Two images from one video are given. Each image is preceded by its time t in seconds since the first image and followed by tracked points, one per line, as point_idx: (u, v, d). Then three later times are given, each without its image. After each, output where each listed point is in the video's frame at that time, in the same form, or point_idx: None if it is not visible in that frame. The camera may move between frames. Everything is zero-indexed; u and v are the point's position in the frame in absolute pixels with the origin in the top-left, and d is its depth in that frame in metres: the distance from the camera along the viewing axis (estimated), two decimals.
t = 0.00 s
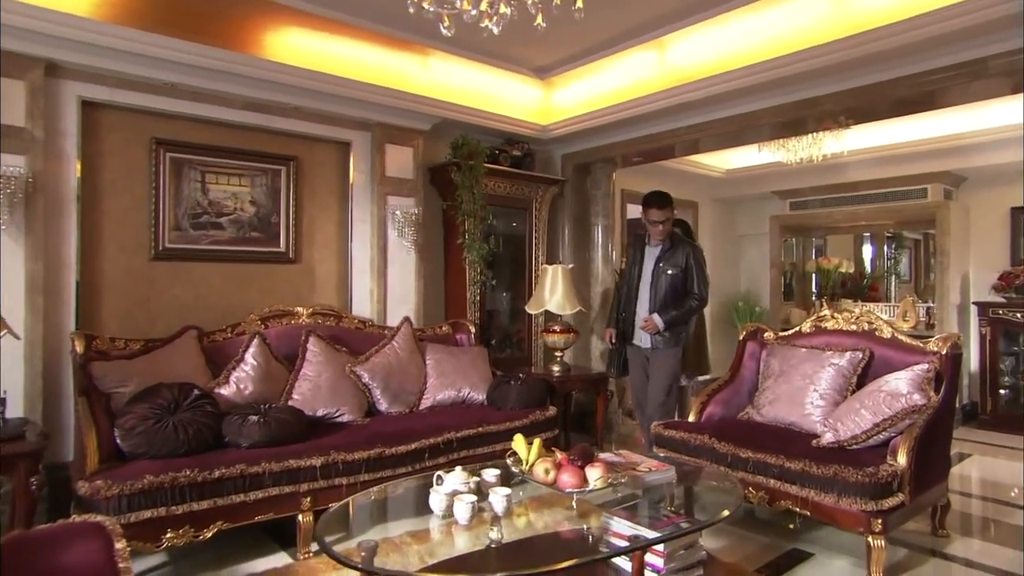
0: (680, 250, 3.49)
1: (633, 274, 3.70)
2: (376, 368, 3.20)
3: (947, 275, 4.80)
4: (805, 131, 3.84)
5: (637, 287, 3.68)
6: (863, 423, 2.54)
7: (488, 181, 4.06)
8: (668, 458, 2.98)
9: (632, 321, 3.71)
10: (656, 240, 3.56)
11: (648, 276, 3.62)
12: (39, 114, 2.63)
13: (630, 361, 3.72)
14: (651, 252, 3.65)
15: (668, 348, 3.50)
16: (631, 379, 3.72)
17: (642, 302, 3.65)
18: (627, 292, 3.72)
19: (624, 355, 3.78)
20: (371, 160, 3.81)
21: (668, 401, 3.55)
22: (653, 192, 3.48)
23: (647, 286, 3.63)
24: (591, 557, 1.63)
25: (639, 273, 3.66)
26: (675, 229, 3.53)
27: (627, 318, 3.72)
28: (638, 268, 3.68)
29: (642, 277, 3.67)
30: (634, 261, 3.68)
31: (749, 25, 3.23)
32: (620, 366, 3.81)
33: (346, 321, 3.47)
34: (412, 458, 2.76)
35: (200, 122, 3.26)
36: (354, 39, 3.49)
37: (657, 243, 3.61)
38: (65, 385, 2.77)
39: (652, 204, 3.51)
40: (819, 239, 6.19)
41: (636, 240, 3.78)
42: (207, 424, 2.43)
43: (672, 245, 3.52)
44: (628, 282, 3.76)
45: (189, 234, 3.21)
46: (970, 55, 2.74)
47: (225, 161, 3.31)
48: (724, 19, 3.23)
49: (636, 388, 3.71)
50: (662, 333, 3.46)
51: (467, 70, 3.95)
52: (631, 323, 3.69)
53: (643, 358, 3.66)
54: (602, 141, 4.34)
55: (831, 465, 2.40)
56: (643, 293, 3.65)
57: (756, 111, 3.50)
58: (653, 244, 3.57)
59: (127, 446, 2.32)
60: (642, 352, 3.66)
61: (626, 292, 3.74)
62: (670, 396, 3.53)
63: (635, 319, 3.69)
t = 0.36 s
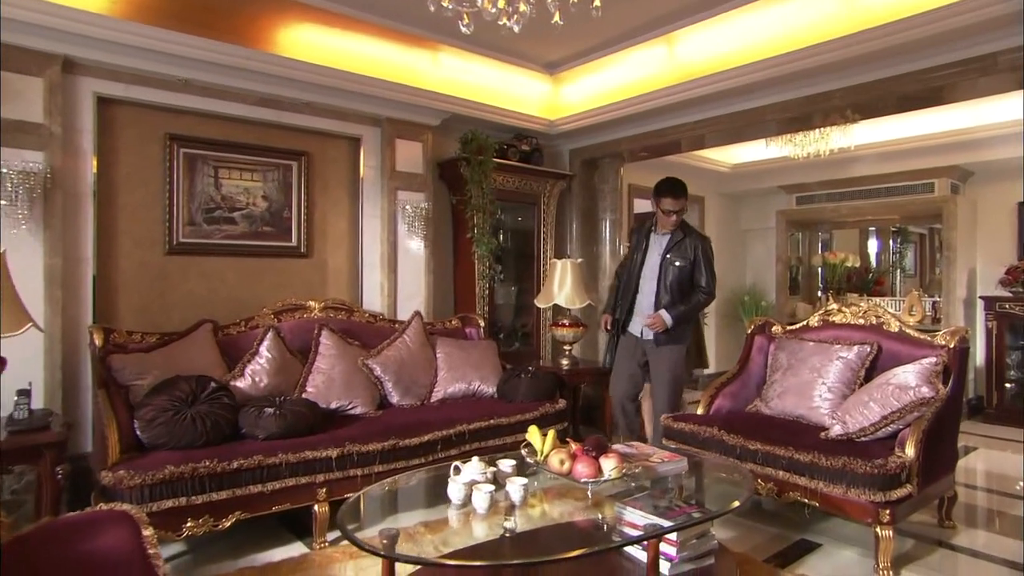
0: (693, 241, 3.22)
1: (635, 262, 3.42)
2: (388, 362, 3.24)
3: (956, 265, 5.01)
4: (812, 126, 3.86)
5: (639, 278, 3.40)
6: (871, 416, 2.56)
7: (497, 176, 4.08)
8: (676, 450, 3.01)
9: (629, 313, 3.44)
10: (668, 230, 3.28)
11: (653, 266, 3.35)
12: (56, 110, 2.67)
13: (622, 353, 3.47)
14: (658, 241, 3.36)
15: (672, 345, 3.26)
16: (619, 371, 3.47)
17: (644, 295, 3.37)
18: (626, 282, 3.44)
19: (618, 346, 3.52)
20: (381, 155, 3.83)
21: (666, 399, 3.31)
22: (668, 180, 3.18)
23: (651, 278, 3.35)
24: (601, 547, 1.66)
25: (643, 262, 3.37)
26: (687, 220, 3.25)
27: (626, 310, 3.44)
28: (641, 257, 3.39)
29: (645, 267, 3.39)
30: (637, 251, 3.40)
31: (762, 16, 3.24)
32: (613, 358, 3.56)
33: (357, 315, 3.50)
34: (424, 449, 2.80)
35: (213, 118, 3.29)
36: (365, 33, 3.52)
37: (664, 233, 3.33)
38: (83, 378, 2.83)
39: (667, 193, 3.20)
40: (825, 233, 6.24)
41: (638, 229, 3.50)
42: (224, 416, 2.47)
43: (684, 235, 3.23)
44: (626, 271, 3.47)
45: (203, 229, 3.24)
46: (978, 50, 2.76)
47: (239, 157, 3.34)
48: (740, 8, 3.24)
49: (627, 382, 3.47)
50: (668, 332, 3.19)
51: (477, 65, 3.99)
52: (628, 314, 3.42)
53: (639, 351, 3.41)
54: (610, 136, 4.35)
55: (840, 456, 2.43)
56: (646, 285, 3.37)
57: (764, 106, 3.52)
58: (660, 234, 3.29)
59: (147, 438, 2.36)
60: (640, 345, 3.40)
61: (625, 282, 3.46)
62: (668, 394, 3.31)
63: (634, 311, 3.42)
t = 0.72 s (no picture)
0: (696, 239, 3.09)
1: (637, 260, 3.26)
2: (398, 357, 3.27)
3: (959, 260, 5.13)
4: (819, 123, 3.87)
5: (640, 276, 3.25)
6: (877, 410, 2.59)
7: (505, 173, 4.11)
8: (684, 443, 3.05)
9: (631, 313, 3.29)
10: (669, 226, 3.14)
11: (654, 265, 3.21)
12: (71, 108, 2.72)
13: (624, 354, 3.31)
14: (660, 237, 3.21)
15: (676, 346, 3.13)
16: (622, 374, 3.30)
17: (647, 294, 3.22)
18: (627, 281, 3.29)
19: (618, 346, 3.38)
20: (390, 152, 3.86)
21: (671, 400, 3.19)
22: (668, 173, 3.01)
23: (653, 276, 3.21)
24: (612, 538, 1.69)
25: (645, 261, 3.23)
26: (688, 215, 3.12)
27: (627, 310, 3.29)
28: (643, 254, 3.25)
29: (647, 265, 3.24)
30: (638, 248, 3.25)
31: (769, 16, 3.25)
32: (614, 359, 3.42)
33: (367, 311, 3.53)
34: (435, 443, 2.84)
35: (224, 115, 3.31)
36: (375, 32, 3.55)
37: (667, 228, 3.19)
38: (99, 372, 2.88)
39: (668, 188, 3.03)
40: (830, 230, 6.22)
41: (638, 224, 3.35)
42: (239, 410, 2.50)
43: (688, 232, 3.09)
44: (626, 269, 3.32)
45: (214, 226, 3.27)
46: (985, 48, 2.77)
47: (250, 154, 3.37)
48: (745, 9, 3.25)
49: (629, 384, 3.32)
50: (673, 332, 3.07)
51: (486, 64, 4.02)
52: (630, 314, 3.27)
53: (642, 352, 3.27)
54: (616, 132, 4.37)
55: (847, 449, 2.46)
56: (648, 284, 3.23)
57: (771, 104, 3.53)
58: (662, 230, 3.15)
59: (164, 431, 2.39)
60: (643, 346, 3.26)
61: (626, 281, 3.31)
62: (672, 397, 3.20)
63: (637, 311, 3.28)
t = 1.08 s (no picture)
0: (699, 231, 2.88)
1: (639, 261, 3.04)
2: (406, 354, 3.30)
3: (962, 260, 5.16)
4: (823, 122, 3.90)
5: (644, 276, 3.02)
6: (882, 407, 2.62)
7: (511, 172, 4.14)
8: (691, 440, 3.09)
9: (637, 316, 3.04)
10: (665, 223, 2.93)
11: (658, 261, 2.98)
12: (85, 108, 2.75)
13: (632, 359, 3.08)
14: (661, 235, 2.99)
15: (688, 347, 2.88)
16: (632, 383, 3.08)
17: (654, 296, 2.99)
18: (631, 282, 3.06)
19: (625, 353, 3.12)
20: (397, 151, 3.89)
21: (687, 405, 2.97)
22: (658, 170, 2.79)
23: (658, 276, 2.97)
24: (621, 531, 1.72)
25: (647, 257, 3.01)
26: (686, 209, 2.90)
27: (634, 312, 3.06)
28: (645, 254, 3.02)
29: (650, 264, 3.02)
30: (639, 247, 3.04)
31: (774, 16, 3.29)
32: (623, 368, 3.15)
33: (374, 309, 3.56)
34: (444, 439, 2.88)
35: (233, 115, 3.33)
36: (383, 32, 3.59)
37: (668, 225, 2.95)
38: (111, 369, 2.91)
39: (660, 185, 2.79)
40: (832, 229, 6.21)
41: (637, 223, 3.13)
42: (251, 407, 2.53)
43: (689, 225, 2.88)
44: (629, 271, 3.08)
45: (224, 224, 3.30)
46: (990, 48, 2.79)
47: (259, 153, 3.39)
48: (754, 8, 3.29)
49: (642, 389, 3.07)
50: (683, 333, 2.83)
51: (491, 63, 4.06)
52: (636, 317, 3.03)
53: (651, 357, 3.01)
54: (621, 131, 4.40)
55: (853, 446, 2.50)
56: (653, 284, 2.99)
57: (776, 103, 3.56)
58: (662, 227, 2.93)
59: (177, 428, 2.42)
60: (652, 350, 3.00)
61: (630, 283, 3.08)
62: (685, 402, 2.97)
63: (644, 312, 3.04)
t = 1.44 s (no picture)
0: (721, 226, 2.74)
1: (660, 260, 2.91)
2: (413, 353, 3.33)
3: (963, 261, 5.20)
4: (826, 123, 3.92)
5: (666, 276, 2.89)
6: (885, 405, 2.65)
7: (516, 173, 4.17)
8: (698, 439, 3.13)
9: (662, 317, 2.90)
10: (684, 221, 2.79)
11: (681, 260, 2.84)
12: (97, 110, 2.78)
13: (656, 363, 2.94)
14: (683, 232, 2.84)
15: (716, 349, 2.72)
16: (652, 386, 2.95)
17: (677, 296, 2.85)
18: (654, 283, 2.92)
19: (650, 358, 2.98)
20: (403, 152, 3.92)
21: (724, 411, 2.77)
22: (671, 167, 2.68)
23: (681, 276, 2.84)
24: (638, 524, 1.77)
25: (669, 255, 2.87)
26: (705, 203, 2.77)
27: (657, 314, 2.92)
28: (666, 253, 2.89)
29: (672, 263, 2.88)
30: (660, 247, 2.91)
31: (785, 16, 3.31)
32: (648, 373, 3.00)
33: (381, 309, 3.58)
34: (452, 437, 2.91)
35: (242, 116, 3.36)
36: (389, 35, 3.63)
37: (689, 222, 2.81)
38: (122, 368, 2.94)
39: (673, 180, 2.69)
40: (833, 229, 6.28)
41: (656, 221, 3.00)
42: (262, 405, 2.56)
43: (710, 220, 2.75)
44: (651, 272, 2.94)
45: (233, 224, 3.32)
46: (993, 50, 2.82)
47: (267, 154, 3.42)
48: (767, 7, 3.32)
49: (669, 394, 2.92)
50: (710, 334, 2.69)
51: (496, 64, 4.10)
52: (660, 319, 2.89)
53: (676, 360, 2.87)
54: (625, 132, 4.43)
55: (858, 444, 2.54)
56: (676, 283, 2.86)
57: (779, 105, 3.58)
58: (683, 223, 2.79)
59: (189, 426, 2.45)
60: (678, 353, 2.86)
61: (653, 283, 2.94)
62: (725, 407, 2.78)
63: (668, 313, 2.90)
